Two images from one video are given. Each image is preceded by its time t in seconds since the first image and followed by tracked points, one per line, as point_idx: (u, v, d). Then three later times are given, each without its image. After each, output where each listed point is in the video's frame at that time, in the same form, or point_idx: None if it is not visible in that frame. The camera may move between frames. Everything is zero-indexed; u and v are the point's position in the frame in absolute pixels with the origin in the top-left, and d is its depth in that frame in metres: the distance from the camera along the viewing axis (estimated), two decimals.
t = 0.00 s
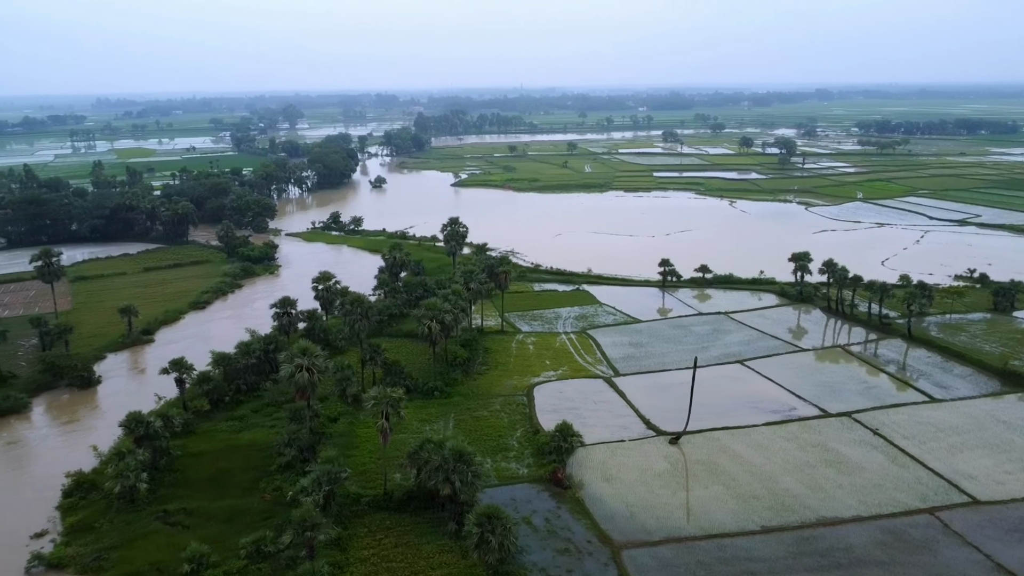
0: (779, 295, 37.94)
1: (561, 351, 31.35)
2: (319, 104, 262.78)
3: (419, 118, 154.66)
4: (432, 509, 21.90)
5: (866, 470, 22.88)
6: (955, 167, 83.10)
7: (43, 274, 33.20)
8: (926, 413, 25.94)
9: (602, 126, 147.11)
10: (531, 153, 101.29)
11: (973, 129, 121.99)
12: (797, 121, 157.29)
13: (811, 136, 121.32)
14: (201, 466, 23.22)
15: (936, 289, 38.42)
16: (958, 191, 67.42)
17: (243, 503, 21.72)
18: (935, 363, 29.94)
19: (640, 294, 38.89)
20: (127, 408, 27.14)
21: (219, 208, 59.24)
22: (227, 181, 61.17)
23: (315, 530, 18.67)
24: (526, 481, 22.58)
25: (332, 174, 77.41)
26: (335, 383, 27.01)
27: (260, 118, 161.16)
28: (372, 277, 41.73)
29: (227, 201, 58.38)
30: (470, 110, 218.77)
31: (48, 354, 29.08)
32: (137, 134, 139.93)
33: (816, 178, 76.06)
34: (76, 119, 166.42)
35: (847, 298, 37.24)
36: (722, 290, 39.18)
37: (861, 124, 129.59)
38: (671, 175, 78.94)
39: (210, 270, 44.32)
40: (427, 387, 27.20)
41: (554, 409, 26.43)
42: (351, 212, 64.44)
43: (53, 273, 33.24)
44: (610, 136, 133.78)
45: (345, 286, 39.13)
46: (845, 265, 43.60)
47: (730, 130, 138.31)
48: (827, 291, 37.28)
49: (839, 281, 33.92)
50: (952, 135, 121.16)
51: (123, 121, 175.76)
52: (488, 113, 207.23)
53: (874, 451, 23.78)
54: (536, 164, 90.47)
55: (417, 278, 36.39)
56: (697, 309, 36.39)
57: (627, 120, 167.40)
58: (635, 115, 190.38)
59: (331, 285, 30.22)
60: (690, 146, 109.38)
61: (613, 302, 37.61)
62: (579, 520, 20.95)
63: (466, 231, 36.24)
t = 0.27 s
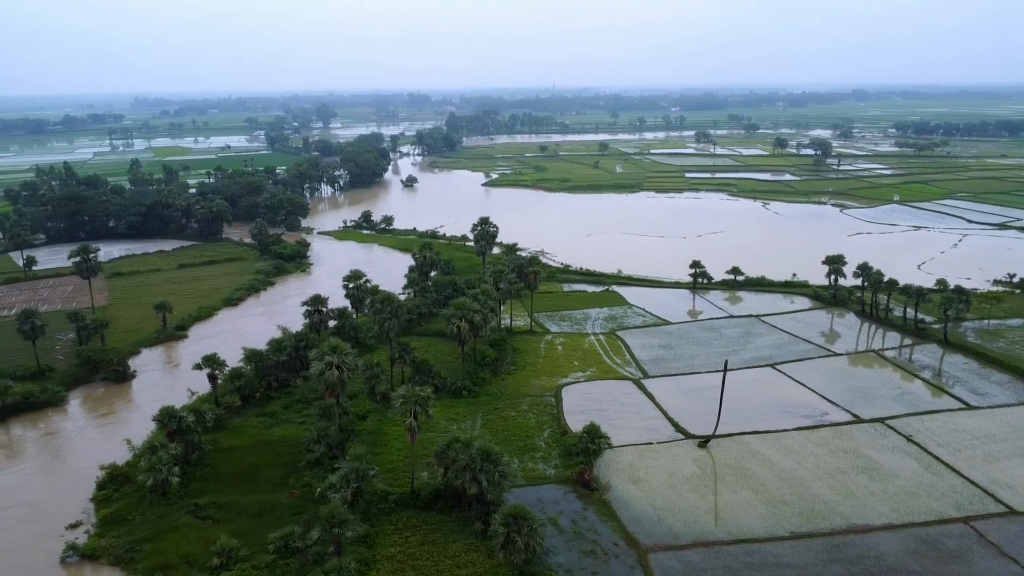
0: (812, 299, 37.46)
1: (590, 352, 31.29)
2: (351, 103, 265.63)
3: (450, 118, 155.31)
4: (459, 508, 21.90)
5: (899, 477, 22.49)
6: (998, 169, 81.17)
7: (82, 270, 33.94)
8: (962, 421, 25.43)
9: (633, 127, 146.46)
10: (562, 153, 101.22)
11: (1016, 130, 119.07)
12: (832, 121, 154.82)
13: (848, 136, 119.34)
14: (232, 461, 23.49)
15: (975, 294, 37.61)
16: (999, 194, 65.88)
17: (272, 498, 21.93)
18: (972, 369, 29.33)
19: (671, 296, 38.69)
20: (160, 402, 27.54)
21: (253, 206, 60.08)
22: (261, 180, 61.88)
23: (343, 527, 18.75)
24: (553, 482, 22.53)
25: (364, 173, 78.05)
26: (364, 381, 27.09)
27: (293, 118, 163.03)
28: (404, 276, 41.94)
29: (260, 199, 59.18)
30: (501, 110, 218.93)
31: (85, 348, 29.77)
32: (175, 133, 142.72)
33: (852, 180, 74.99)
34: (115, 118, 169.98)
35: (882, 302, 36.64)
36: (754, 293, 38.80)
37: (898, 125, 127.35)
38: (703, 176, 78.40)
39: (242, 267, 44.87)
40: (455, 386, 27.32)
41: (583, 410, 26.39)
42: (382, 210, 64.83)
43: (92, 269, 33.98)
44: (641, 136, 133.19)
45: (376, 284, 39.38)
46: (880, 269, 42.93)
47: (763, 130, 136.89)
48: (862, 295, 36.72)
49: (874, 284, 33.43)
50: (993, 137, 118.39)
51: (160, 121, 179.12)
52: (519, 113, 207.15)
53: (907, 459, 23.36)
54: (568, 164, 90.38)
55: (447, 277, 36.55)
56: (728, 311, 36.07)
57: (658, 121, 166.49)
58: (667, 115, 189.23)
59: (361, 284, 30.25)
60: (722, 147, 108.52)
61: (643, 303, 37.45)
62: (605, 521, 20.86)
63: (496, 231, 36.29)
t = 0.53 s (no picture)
0: (819, 300, 37.40)
1: (596, 352, 31.29)
2: (359, 102, 266.07)
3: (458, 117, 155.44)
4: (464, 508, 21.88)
5: (905, 479, 22.41)
6: (1007, 170, 80.91)
7: (89, 269, 34.03)
8: (969, 423, 25.35)
9: (640, 127, 146.36)
10: (568, 153, 101.21)
11: None
12: (840, 121, 154.37)
13: (856, 137, 118.92)
14: (237, 460, 23.52)
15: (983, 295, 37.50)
16: (1008, 195, 65.64)
17: (278, 497, 21.95)
18: (979, 371, 29.24)
19: (677, 296, 38.65)
20: (167, 401, 27.58)
21: (260, 205, 60.25)
22: (268, 179, 61.98)
23: (348, 526, 18.76)
24: (558, 482, 22.52)
25: (371, 172, 78.19)
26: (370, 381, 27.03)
27: (300, 117, 163.34)
28: (410, 276, 41.99)
29: (268, 198, 59.34)
30: (508, 109, 218.99)
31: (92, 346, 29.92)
32: (183, 132, 143.17)
33: (860, 181, 74.84)
34: (123, 117, 170.53)
35: (889, 303, 36.56)
36: (761, 294, 38.74)
37: (907, 126, 127.00)
38: (710, 177, 78.30)
39: (249, 266, 44.97)
40: (461, 386, 27.35)
41: (588, 411, 26.37)
42: (389, 210, 64.89)
43: (99, 268, 34.08)
44: (648, 136, 133.10)
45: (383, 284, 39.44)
46: (888, 270, 42.84)
47: (770, 130, 136.67)
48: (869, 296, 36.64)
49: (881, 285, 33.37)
50: (1003, 137, 117.96)
51: (168, 120, 179.70)
52: (526, 114, 207.24)
53: (913, 461, 23.28)
54: (575, 164, 90.37)
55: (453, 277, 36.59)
56: (735, 312, 36.00)
57: (665, 120, 166.39)
58: (675, 115, 189.07)
59: (368, 283, 30.56)
60: (730, 147, 108.41)
61: (649, 304, 37.43)
62: (610, 522, 20.83)
63: (502, 231, 36.32)
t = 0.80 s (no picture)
0: (819, 300, 37.40)
1: (596, 353, 31.28)
2: (360, 101, 266.07)
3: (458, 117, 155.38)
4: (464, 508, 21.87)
5: (905, 479, 22.43)
6: (1007, 170, 81.02)
7: (88, 268, 33.91)
8: (969, 423, 25.38)
9: (640, 126, 146.36)
10: (568, 153, 101.19)
11: None
12: (839, 122, 154.41)
13: (856, 138, 118.89)
14: (237, 460, 23.52)
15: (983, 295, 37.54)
16: (1008, 196, 65.71)
17: (278, 496, 21.95)
18: (979, 371, 29.27)
19: (677, 297, 38.64)
20: (167, 401, 27.55)
21: (260, 205, 60.22)
22: (268, 178, 61.88)
23: (348, 526, 18.74)
24: (558, 482, 22.52)
25: (372, 172, 78.13)
26: (370, 381, 26.98)
27: (300, 117, 163.23)
28: (410, 276, 42.00)
29: (268, 197, 59.30)
30: (508, 109, 218.91)
31: (91, 346, 29.90)
32: (183, 131, 143.02)
33: (860, 181, 74.89)
34: (122, 116, 170.28)
35: (889, 303, 36.58)
36: (761, 294, 38.73)
37: (907, 126, 127.06)
38: (710, 177, 78.28)
39: (250, 266, 44.92)
40: (461, 386, 27.36)
41: (588, 411, 26.37)
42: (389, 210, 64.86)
43: (99, 267, 34.00)
44: (649, 136, 133.07)
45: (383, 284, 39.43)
46: (888, 270, 42.86)
47: (770, 130, 136.70)
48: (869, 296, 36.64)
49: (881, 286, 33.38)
50: (1002, 137, 118.08)
51: (167, 119, 179.38)
52: (527, 114, 207.26)
53: (913, 461, 23.31)
54: (575, 164, 90.32)
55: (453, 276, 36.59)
56: (736, 313, 35.99)
57: (665, 120, 166.44)
58: (675, 115, 189.11)
59: (368, 283, 30.48)
60: (730, 147, 108.40)
61: (649, 304, 37.41)
62: (610, 522, 20.83)
63: (502, 231, 36.33)
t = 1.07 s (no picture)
0: (824, 300, 37.35)
1: (600, 353, 31.26)
2: (364, 100, 266.52)
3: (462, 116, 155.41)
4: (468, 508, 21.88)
5: (910, 480, 22.38)
6: (1013, 171, 80.76)
7: (94, 267, 33.87)
8: (974, 425, 25.30)
9: (645, 126, 146.26)
10: (573, 153, 101.16)
11: None
12: (844, 122, 154.09)
13: (861, 138, 118.65)
14: (242, 459, 23.57)
15: (988, 296, 37.44)
16: (1014, 196, 65.51)
17: (282, 495, 21.99)
18: (984, 372, 29.19)
19: (682, 297, 38.60)
20: (172, 399, 27.61)
21: (265, 204, 60.33)
22: (273, 177, 61.98)
23: (352, 525, 18.76)
24: (562, 483, 22.50)
25: (376, 172, 78.24)
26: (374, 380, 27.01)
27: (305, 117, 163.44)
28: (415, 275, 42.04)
29: (272, 197, 59.40)
30: (512, 109, 218.87)
31: (97, 345, 29.97)
32: (188, 130, 143.44)
33: (865, 181, 74.73)
34: (127, 115, 170.60)
35: (894, 304, 36.50)
36: (766, 294, 38.66)
37: (913, 127, 126.73)
38: (715, 177, 78.20)
39: (254, 265, 44.97)
40: (465, 386, 27.38)
41: (592, 411, 26.36)
42: (393, 209, 64.93)
43: (104, 266, 34.01)
44: (653, 136, 132.96)
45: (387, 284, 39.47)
46: (893, 271, 42.76)
47: (775, 130, 136.48)
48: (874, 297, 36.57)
49: (886, 286, 33.30)
50: (1009, 137, 117.66)
51: (172, 118, 179.51)
52: (531, 113, 207.23)
53: (918, 462, 23.25)
54: (579, 163, 90.29)
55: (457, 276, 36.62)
56: (741, 313, 35.92)
57: (670, 120, 166.23)
58: (680, 115, 188.85)
59: (372, 282, 30.58)
60: (735, 147, 108.24)
61: (654, 304, 37.37)
62: (614, 523, 20.81)
63: (506, 230, 36.33)
